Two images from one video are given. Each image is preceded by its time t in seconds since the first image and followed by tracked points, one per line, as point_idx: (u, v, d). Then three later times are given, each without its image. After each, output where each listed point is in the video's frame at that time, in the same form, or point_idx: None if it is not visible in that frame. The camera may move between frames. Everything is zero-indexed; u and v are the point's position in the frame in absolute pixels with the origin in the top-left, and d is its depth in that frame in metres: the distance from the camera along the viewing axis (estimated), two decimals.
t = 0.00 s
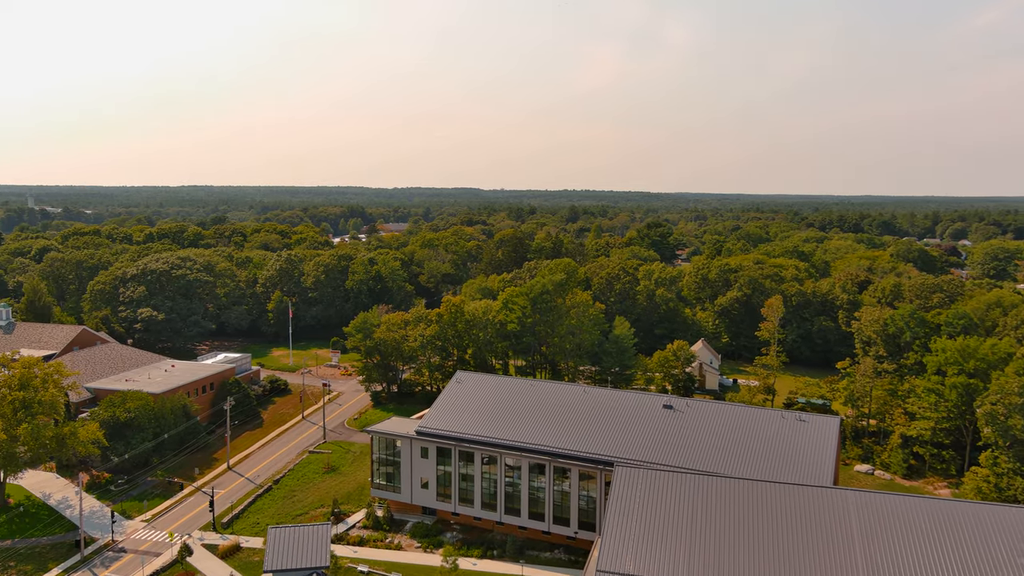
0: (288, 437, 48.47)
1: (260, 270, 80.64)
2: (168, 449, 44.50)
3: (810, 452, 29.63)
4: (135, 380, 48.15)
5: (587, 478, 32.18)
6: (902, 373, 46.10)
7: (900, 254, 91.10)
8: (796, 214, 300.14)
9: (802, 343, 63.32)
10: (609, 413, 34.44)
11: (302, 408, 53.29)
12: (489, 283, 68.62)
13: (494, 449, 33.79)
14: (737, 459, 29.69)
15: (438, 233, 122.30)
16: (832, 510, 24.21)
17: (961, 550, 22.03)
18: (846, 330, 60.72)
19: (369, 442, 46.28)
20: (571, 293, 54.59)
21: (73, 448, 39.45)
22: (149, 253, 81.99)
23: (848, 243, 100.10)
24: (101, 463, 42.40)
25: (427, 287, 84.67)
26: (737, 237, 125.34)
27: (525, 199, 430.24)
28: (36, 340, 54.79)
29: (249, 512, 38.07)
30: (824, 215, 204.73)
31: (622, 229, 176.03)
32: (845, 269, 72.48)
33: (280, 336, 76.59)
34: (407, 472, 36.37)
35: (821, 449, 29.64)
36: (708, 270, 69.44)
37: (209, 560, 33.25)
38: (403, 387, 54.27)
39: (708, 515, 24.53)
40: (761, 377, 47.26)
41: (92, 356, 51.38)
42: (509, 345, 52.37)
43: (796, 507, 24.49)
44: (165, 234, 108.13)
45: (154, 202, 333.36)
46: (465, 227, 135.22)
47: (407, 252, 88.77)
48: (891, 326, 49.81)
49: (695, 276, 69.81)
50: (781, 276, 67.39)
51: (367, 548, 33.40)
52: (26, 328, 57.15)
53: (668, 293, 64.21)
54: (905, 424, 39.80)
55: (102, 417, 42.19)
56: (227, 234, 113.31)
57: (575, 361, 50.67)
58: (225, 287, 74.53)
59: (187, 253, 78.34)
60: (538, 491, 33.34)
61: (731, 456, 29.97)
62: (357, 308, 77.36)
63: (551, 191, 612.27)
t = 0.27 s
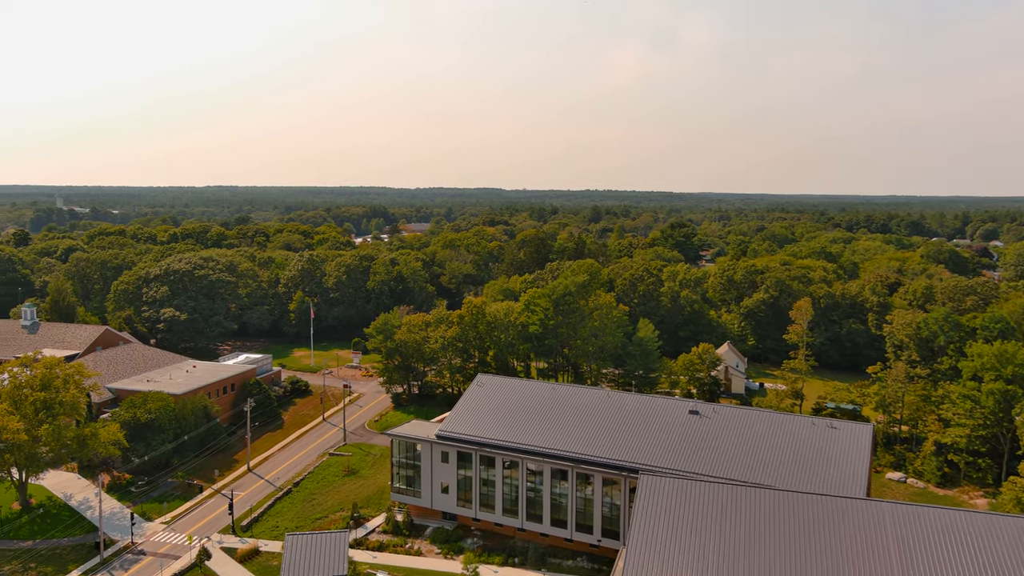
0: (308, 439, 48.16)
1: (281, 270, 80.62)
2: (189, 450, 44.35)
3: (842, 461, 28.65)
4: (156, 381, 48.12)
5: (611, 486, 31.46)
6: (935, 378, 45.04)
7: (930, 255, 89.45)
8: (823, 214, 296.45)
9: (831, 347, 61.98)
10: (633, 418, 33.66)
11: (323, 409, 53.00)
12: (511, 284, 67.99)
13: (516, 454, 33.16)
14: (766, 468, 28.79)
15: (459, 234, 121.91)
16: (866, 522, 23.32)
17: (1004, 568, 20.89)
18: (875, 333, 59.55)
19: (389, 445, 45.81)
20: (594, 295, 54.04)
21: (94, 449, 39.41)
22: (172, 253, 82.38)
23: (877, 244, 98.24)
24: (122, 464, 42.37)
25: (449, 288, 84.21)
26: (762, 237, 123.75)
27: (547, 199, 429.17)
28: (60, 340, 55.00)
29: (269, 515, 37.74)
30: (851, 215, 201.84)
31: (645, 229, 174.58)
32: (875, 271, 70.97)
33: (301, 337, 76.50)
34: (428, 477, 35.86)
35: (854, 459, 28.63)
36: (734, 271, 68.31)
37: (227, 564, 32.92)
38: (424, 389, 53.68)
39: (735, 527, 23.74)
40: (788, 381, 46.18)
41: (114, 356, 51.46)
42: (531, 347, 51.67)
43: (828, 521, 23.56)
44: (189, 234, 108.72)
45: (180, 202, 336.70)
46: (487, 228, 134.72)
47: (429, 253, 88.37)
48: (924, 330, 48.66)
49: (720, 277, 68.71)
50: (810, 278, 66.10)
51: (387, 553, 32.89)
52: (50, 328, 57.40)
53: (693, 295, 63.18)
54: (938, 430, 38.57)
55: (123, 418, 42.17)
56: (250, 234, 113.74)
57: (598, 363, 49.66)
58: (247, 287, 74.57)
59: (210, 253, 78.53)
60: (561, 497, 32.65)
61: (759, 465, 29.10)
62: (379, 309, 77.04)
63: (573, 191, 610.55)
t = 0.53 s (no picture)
0: (328, 441, 47.84)
1: (303, 270, 80.56)
2: (209, 451, 44.17)
3: (876, 471, 27.68)
4: (178, 381, 48.04)
5: (636, 493, 30.70)
6: (970, 385, 43.77)
7: (962, 256, 87.48)
8: (849, 214, 292.75)
9: (861, 350, 60.67)
10: (658, 424, 32.88)
11: (344, 411, 52.69)
12: (533, 285, 67.34)
13: (538, 460, 32.50)
14: (797, 478, 27.89)
15: (481, 234, 121.46)
16: (905, 535, 22.37)
17: None
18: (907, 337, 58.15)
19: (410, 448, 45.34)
20: (617, 296, 52.50)
21: (115, 450, 39.31)
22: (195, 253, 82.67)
23: (907, 245, 96.33)
24: (143, 465, 42.26)
25: (470, 289, 83.71)
26: (787, 238, 122.02)
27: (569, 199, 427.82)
28: (83, 340, 55.16)
29: (289, 518, 37.40)
30: (878, 215, 198.96)
31: (669, 229, 173.12)
32: (906, 272, 69.46)
33: (323, 337, 76.38)
34: (448, 482, 35.31)
35: (889, 469, 27.64)
36: (760, 272, 67.17)
37: (246, 568, 32.57)
38: (445, 390, 53.17)
39: (764, 542, 22.92)
40: (818, 386, 45.09)
41: (136, 356, 51.49)
42: (554, 349, 51.23)
43: (861, 536, 22.64)
44: (212, 234, 109.21)
45: (205, 202, 339.83)
46: (509, 228, 134.17)
47: (451, 253, 87.90)
48: (958, 334, 47.48)
49: (746, 279, 67.58)
50: (839, 280, 64.81)
51: (407, 559, 32.36)
52: (74, 328, 57.63)
53: (718, 296, 62.12)
54: (974, 438, 37.39)
55: (144, 418, 42.03)
56: (273, 234, 114.11)
57: (622, 366, 48.94)
58: (270, 288, 74.56)
59: (233, 253, 78.67)
60: (584, 504, 31.93)
61: (789, 475, 28.24)
62: (400, 309, 76.66)
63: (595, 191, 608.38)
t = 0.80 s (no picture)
0: (349, 443, 47.46)
1: (326, 271, 80.44)
2: (230, 453, 43.96)
3: (913, 483, 26.71)
4: (200, 382, 47.93)
5: (662, 501, 29.92)
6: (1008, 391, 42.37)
7: (997, 258, 85.36)
8: (878, 214, 288.53)
9: (892, 354, 59.29)
10: (684, 430, 32.12)
11: (365, 413, 52.31)
12: (556, 286, 66.65)
13: (561, 465, 31.85)
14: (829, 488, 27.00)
15: (504, 234, 120.93)
16: (946, 550, 21.39)
17: None
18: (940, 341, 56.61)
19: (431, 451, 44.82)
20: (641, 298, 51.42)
21: (136, 451, 39.19)
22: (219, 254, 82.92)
23: (939, 246, 94.33)
24: (164, 466, 42.12)
25: (493, 290, 83.12)
26: (815, 239, 120.11)
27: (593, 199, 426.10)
28: (107, 340, 55.35)
29: (309, 522, 37.03)
30: (908, 215, 195.48)
31: (693, 230, 171.45)
32: (938, 274, 67.91)
33: (345, 338, 76.21)
34: (470, 487, 34.73)
35: (926, 480, 26.67)
36: (789, 274, 65.97)
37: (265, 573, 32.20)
38: (467, 393, 52.66)
39: (796, 557, 22.07)
40: (849, 391, 43.96)
41: (159, 357, 51.49)
42: (577, 352, 50.41)
43: (898, 551, 21.70)
44: (236, 234, 109.67)
45: (230, 202, 342.82)
46: (532, 228, 133.40)
47: (473, 253, 87.35)
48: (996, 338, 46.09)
49: (773, 280, 66.37)
50: (869, 282, 63.47)
51: (427, 566, 31.79)
52: (98, 328, 57.87)
53: (745, 298, 61.02)
54: (1014, 446, 36.11)
55: (165, 419, 41.88)
56: (297, 234, 114.38)
57: (646, 369, 48.19)
58: (292, 288, 74.49)
59: (256, 253, 78.78)
60: (608, 512, 31.18)
61: (820, 486, 27.38)
62: (422, 310, 76.24)
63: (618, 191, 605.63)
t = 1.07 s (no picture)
0: (369, 445, 47.03)
1: (347, 271, 80.22)
2: (249, 455, 43.69)
3: (949, 496, 25.81)
4: (220, 383, 47.73)
5: (686, 510, 29.18)
6: None
7: None
8: (905, 214, 284.37)
9: (923, 358, 57.94)
10: (710, 437, 31.34)
11: (385, 415, 51.86)
12: (578, 287, 65.92)
13: (584, 472, 31.20)
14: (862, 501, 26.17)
15: (525, 234, 120.27)
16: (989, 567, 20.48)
17: None
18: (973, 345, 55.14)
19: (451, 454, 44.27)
20: (665, 300, 50.62)
21: (155, 453, 39.02)
22: (241, 254, 83.03)
23: (970, 247, 92.38)
24: (183, 468, 41.93)
25: (514, 291, 82.46)
26: (842, 239, 118.19)
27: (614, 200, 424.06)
28: (128, 341, 55.37)
29: (327, 526, 36.60)
30: (937, 215, 192.16)
31: (716, 230, 169.69)
32: (969, 276, 66.51)
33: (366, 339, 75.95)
34: (490, 492, 34.13)
35: (963, 493, 25.75)
36: (816, 275, 64.82)
37: None
38: (488, 395, 52.16)
39: None
40: (879, 396, 42.82)
41: (179, 357, 51.39)
42: (599, 354, 49.49)
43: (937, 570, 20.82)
44: (258, 234, 110.00)
45: (254, 203, 345.25)
46: (554, 228, 132.60)
47: (494, 254, 86.71)
48: None
49: (800, 281, 65.18)
50: (899, 284, 62.22)
51: (446, 572, 31.18)
52: (119, 328, 57.94)
53: (770, 300, 59.95)
54: None
55: (184, 421, 41.69)
56: (318, 234, 114.52)
57: (670, 373, 47.06)
58: (313, 289, 74.33)
59: (277, 253, 78.76)
60: (631, 520, 30.47)
61: (852, 499, 26.53)
62: (443, 311, 75.73)
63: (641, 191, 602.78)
